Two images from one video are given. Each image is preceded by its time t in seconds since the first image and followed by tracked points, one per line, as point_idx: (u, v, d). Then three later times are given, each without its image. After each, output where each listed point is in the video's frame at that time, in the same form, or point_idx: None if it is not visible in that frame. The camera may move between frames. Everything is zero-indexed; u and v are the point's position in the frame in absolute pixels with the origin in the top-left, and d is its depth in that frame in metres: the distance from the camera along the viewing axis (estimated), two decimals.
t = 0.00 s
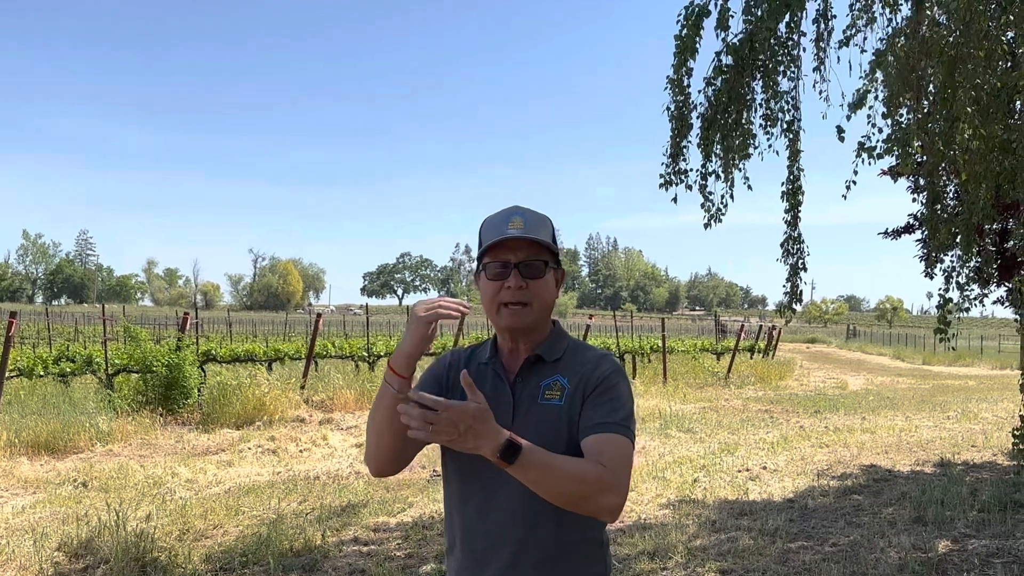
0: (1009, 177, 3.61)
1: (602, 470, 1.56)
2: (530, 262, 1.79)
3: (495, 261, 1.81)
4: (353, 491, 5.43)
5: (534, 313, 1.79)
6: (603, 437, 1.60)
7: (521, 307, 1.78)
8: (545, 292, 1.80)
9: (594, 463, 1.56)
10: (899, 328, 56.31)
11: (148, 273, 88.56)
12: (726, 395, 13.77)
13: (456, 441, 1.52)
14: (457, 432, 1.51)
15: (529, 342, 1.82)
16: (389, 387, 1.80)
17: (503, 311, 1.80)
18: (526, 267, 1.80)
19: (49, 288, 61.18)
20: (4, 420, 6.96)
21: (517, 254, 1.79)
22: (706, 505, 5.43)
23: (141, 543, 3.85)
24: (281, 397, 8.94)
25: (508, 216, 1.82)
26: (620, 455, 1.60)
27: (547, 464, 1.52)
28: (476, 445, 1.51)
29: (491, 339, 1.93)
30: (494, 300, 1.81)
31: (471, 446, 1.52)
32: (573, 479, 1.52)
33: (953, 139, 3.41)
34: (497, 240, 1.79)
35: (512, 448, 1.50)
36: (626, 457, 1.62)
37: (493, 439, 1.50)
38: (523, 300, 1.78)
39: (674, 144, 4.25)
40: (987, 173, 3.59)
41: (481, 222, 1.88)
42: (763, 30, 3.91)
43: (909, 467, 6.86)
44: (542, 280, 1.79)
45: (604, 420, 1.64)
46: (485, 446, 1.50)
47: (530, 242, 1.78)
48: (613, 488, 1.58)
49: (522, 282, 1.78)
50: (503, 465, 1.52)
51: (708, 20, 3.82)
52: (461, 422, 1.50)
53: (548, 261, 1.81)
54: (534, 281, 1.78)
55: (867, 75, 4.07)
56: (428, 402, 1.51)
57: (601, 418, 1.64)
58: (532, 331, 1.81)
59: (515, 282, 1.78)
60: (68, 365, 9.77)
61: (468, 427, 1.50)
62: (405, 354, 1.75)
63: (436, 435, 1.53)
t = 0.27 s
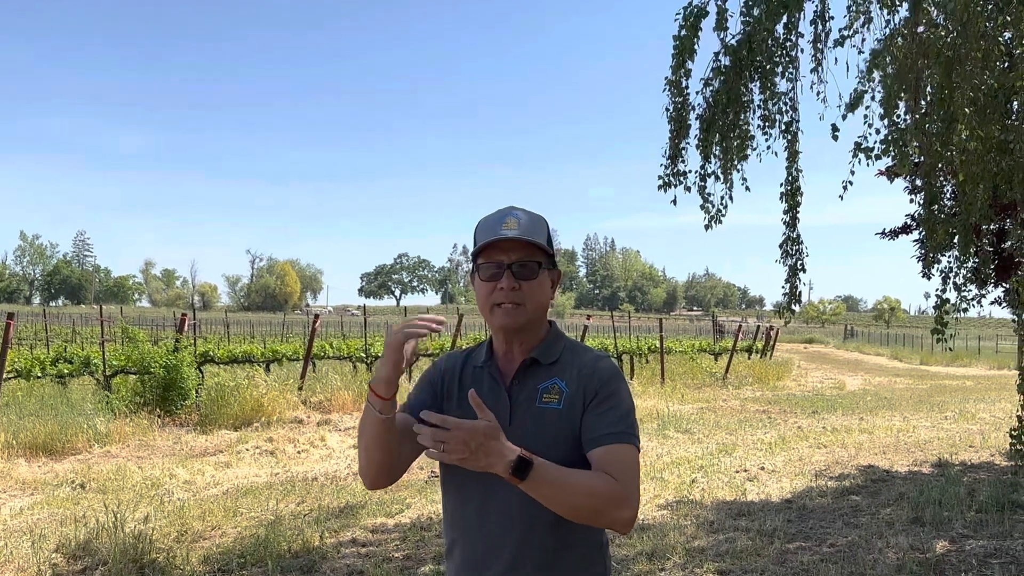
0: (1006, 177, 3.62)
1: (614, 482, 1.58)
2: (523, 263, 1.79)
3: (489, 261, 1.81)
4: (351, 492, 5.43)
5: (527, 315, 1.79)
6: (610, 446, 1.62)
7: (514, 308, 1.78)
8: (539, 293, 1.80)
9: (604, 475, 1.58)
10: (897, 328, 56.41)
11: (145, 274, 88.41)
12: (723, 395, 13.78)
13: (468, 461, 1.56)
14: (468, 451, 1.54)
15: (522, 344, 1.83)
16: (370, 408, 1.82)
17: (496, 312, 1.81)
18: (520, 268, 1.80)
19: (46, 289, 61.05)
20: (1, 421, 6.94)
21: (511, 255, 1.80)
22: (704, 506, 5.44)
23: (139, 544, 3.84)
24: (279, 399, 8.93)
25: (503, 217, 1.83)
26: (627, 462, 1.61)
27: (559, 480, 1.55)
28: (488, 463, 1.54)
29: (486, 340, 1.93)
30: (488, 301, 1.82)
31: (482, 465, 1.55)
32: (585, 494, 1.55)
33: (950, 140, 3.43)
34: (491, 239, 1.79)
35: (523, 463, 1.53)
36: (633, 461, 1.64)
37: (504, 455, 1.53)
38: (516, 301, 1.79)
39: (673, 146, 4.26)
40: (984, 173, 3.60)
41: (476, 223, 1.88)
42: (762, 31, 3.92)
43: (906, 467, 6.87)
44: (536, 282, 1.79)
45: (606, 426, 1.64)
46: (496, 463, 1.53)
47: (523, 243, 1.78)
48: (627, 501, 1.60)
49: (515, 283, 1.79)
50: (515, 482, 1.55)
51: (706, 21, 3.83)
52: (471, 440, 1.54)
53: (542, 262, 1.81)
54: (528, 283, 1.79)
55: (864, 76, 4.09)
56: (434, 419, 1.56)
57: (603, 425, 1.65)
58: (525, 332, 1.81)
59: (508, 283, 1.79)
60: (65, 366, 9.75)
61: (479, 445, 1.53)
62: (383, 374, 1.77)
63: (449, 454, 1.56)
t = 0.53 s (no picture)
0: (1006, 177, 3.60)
1: (645, 492, 1.68)
2: (518, 260, 1.79)
3: (485, 257, 1.83)
4: (352, 493, 5.42)
5: (524, 311, 1.79)
6: (633, 458, 1.68)
7: (508, 305, 1.79)
8: (534, 291, 1.80)
9: (637, 486, 1.68)
10: (896, 329, 56.42)
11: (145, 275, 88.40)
12: (723, 396, 13.78)
13: (518, 516, 1.58)
14: (517, 506, 1.57)
15: (523, 343, 1.83)
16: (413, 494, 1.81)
17: (491, 309, 1.82)
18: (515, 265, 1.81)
19: (45, 290, 61.04)
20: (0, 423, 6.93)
21: (506, 251, 1.81)
22: (704, 507, 5.44)
23: (139, 545, 3.83)
24: (279, 400, 8.92)
25: (501, 215, 1.84)
26: (650, 471, 1.70)
27: (598, 504, 1.63)
28: (538, 510, 1.58)
29: (485, 340, 1.94)
30: (483, 297, 1.83)
31: (532, 514, 1.58)
32: (622, 511, 1.64)
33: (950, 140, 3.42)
34: (486, 234, 1.80)
35: (567, 500, 1.60)
36: (655, 466, 1.72)
37: (551, 501, 1.59)
38: (510, 298, 1.79)
39: (674, 144, 4.26)
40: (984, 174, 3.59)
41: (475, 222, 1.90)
42: (762, 30, 3.92)
43: (907, 467, 6.87)
44: (530, 279, 1.79)
45: (619, 435, 1.67)
46: (545, 508, 1.58)
47: (517, 238, 1.78)
48: (663, 507, 1.71)
49: (511, 280, 1.79)
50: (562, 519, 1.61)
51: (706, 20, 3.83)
52: (518, 497, 1.56)
53: (538, 259, 1.81)
54: (521, 279, 1.78)
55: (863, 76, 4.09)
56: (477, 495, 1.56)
57: (616, 432, 1.67)
58: (520, 331, 1.81)
59: (503, 279, 1.79)
60: (65, 367, 9.73)
61: (526, 500, 1.57)
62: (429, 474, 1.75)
63: (498, 516, 1.58)
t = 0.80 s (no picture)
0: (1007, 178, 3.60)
1: (644, 492, 1.68)
2: (515, 260, 1.79)
3: (483, 256, 1.84)
4: (352, 494, 5.42)
5: (521, 311, 1.79)
6: (631, 457, 1.68)
7: (504, 304, 1.79)
8: (531, 290, 1.80)
9: (635, 485, 1.68)
10: (898, 329, 56.37)
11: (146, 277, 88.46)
12: (724, 397, 13.76)
13: (517, 523, 1.57)
14: (517, 512, 1.57)
15: (520, 342, 1.83)
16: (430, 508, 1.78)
17: (488, 307, 1.82)
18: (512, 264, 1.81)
19: (46, 291, 61.09)
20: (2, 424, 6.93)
21: (504, 250, 1.81)
22: (705, 508, 5.43)
23: (140, 547, 3.83)
24: (280, 401, 8.92)
25: (500, 216, 1.84)
26: (649, 470, 1.70)
27: (596, 504, 1.63)
28: (537, 514, 1.58)
29: (486, 338, 1.94)
30: (480, 296, 1.84)
31: (532, 519, 1.58)
32: (621, 509, 1.64)
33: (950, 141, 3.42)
34: (484, 233, 1.81)
35: (565, 500, 1.61)
36: (655, 466, 1.72)
37: (549, 502, 1.59)
38: (507, 296, 1.79)
39: (674, 144, 4.26)
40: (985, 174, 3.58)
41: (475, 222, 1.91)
42: (762, 30, 3.93)
43: (908, 468, 6.86)
44: (526, 278, 1.79)
45: (617, 434, 1.67)
46: (543, 509, 1.58)
47: (514, 238, 1.78)
48: (662, 505, 1.72)
49: (507, 279, 1.79)
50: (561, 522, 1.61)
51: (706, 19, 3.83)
52: (518, 502, 1.57)
53: (536, 259, 1.80)
54: (517, 278, 1.78)
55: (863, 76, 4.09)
56: (476, 512, 1.56)
57: (615, 431, 1.67)
58: (518, 330, 1.81)
59: (500, 279, 1.79)
60: (66, 368, 9.73)
61: (525, 505, 1.57)
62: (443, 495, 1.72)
63: (498, 525, 1.58)
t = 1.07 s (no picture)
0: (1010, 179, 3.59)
1: (629, 493, 1.64)
2: (516, 263, 1.79)
3: (485, 260, 1.84)
4: (354, 496, 5.42)
5: (520, 315, 1.79)
6: (625, 457, 1.66)
7: (505, 307, 1.79)
8: (533, 294, 1.79)
9: (619, 484, 1.64)
10: (900, 331, 56.27)
11: (148, 278, 88.61)
12: (726, 398, 13.74)
13: (492, 484, 1.58)
14: (494, 472, 1.58)
15: (521, 344, 1.83)
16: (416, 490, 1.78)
17: (490, 311, 1.82)
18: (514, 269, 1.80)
19: (48, 293, 61.16)
20: (4, 426, 6.93)
21: (505, 255, 1.81)
22: (707, 509, 5.42)
23: (142, 549, 3.83)
24: (282, 403, 8.92)
25: (502, 219, 1.84)
26: (639, 473, 1.67)
27: (577, 491, 1.60)
28: (513, 482, 1.57)
29: (489, 341, 1.94)
30: (482, 300, 1.84)
31: (508, 485, 1.57)
32: (603, 504, 1.61)
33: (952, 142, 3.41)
34: (485, 239, 1.81)
35: (546, 477, 1.58)
36: (644, 470, 1.69)
37: (529, 472, 1.58)
38: (508, 301, 1.79)
39: (674, 143, 4.26)
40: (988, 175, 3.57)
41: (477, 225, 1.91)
42: (764, 31, 3.93)
43: (910, 470, 6.84)
44: (528, 282, 1.78)
45: (615, 435, 1.66)
46: (521, 479, 1.57)
47: (515, 243, 1.77)
48: (646, 511, 1.70)
49: (508, 282, 1.79)
50: (538, 498, 1.59)
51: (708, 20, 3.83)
52: (497, 463, 1.58)
53: (538, 263, 1.79)
54: (519, 283, 1.78)
55: (866, 77, 4.09)
56: (456, 458, 1.60)
57: (613, 432, 1.66)
58: (520, 333, 1.81)
59: (501, 281, 1.80)
60: (68, 370, 9.73)
61: (503, 468, 1.58)
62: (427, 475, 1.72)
63: (474, 480, 1.60)
